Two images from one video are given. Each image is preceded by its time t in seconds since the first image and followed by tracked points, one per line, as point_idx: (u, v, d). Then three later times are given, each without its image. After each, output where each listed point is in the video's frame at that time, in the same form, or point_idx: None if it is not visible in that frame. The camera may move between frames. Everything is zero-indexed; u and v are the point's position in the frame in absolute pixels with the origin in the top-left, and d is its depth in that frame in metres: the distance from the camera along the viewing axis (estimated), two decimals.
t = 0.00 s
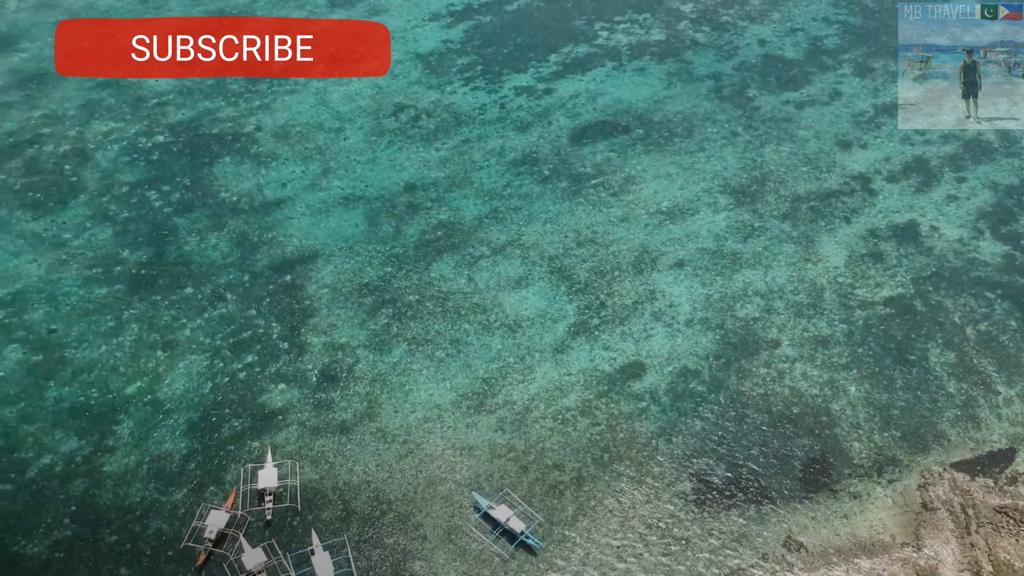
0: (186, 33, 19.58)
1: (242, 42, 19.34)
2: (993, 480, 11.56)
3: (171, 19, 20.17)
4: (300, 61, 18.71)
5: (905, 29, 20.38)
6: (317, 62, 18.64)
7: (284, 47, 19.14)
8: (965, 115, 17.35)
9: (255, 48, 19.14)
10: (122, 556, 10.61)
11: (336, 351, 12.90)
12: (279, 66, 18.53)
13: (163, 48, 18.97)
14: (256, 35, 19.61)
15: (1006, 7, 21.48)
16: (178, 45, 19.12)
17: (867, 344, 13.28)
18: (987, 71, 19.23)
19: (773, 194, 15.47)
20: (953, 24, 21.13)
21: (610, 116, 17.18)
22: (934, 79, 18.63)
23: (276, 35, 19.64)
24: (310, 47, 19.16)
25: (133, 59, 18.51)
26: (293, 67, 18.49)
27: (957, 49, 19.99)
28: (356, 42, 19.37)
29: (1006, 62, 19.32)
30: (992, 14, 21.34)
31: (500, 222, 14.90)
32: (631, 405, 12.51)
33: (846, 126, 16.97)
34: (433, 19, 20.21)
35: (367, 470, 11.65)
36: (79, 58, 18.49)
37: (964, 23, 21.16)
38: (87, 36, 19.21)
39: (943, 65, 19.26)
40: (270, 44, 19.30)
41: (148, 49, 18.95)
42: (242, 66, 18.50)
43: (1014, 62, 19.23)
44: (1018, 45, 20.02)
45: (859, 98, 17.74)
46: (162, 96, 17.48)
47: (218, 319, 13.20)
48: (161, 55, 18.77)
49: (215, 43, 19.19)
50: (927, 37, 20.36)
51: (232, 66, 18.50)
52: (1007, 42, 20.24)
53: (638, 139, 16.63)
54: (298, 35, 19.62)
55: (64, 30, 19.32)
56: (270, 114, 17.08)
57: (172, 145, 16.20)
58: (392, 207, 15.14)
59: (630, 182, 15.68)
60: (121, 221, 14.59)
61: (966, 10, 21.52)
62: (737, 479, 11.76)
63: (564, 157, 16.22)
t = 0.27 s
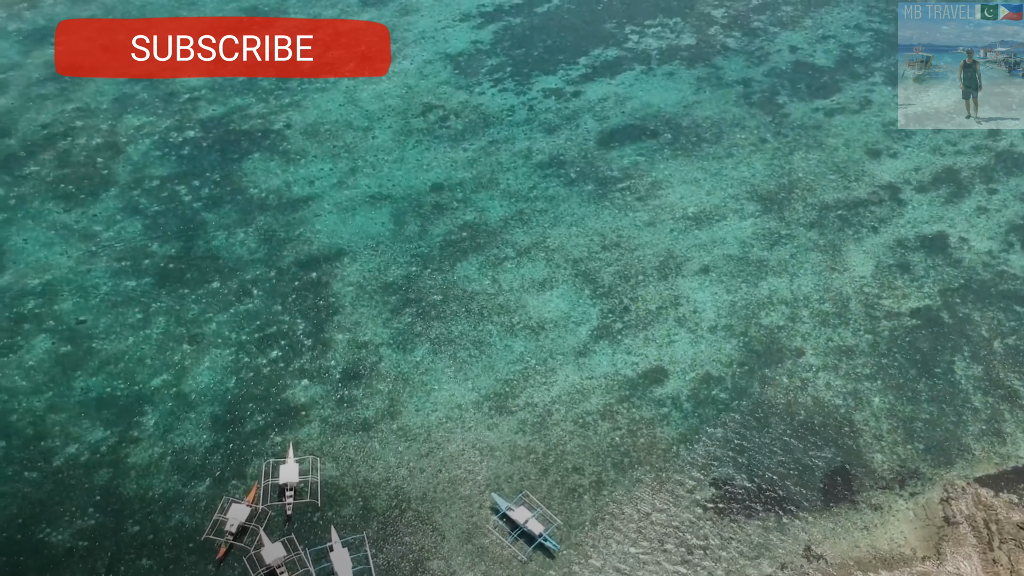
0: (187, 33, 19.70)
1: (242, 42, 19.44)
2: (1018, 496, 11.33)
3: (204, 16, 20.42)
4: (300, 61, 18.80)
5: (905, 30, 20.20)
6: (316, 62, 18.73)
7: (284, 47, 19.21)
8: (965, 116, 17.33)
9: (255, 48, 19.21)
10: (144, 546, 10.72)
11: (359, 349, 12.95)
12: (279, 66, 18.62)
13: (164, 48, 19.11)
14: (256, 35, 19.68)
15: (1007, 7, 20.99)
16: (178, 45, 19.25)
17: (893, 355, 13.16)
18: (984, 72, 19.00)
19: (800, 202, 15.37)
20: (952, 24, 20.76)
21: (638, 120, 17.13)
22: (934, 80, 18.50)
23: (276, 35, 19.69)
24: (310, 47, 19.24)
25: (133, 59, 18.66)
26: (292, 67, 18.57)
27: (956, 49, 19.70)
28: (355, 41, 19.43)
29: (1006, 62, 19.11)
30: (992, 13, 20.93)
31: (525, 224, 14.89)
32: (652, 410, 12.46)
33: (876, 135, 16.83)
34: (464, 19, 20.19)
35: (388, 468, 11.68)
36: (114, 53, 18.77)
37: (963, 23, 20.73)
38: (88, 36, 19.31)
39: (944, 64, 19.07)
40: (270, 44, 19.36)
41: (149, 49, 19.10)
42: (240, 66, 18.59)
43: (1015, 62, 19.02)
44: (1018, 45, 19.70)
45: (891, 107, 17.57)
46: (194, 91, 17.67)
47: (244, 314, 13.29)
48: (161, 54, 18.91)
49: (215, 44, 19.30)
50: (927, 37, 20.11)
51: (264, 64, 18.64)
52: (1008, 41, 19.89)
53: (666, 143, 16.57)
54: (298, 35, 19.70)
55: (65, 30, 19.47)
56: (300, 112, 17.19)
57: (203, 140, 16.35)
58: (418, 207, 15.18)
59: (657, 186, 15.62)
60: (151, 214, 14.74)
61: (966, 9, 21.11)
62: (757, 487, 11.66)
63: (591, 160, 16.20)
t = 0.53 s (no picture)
0: (186, 33, 19.64)
1: (242, 42, 19.37)
2: None
3: (237, 13, 20.57)
4: (300, 61, 18.81)
5: (906, 30, 20.39)
6: (316, 62, 18.75)
7: (284, 47, 19.19)
8: (965, 115, 17.40)
9: (255, 48, 19.15)
10: (165, 537, 10.81)
11: (383, 347, 13.00)
12: (279, 66, 18.62)
13: (164, 49, 19.05)
14: (256, 35, 19.63)
15: (1007, 7, 21.31)
16: (178, 45, 19.19)
17: (918, 367, 13.01)
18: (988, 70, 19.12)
19: (828, 210, 15.26)
20: (953, 24, 20.98)
21: (667, 124, 17.07)
22: (933, 79, 18.62)
23: (276, 35, 19.65)
24: (310, 47, 19.25)
25: (133, 59, 18.59)
26: (293, 67, 18.57)
27: (956, 48, 19.92)
28: (355, 42, 19.45)
29: (1006, 62, 19.12)
30: (993, 14, 21.16)
31: (551, 227, 14.89)
32: (674, 417, 12.40)
33: (907, 144, 16.68)
34: (494, 21, 20.18)
35: (408, 466, 11.71)
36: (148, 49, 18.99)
37: (963, 23, 20.98)
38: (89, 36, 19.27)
39: (943, 64, 19.22)
40: (270, 44, 19.32)
41: (148, 49, 19.03)
42: (241, 66, 18.56)
43: (1015, 62, 19.00)
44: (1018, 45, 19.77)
45: (922, 116, 17.39)
46: (225, 87, 17.81)
47: (270, 310, 13.37)
48: (161, 55, 18.85)
49: (215, 44, 19.24)
50: (928, 37, 20.31)
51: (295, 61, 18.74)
52: (1007, 41, 20.01)
53: (694, 149, 16.50)
54: (298, 35, 19.67)
55: (63, 31, 19.34)
56: (329, 110, 17.28)
57: (233, 136, 16.48)
58: (445, 207, 15.22)
59: (684, 192, 15.55)
60: (180, 209, 14.88)
61: (967, 10, 21.35)
62: (778, 496, 11.56)
63: (618, 164, 16.16)
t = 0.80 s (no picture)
0: (186, 33, 19.61)
1: (242, 42, 19.35)
2: None
3: (270, 9, 20.66)
4: (299, 61, 18.75)
5: (906, 30, 20.45)
6: (316, 62, 18.68)
7: (284, 47, 19.14)
8: (965, 115, 17.48)
9: (255, 48, 19.13)
10: (187, 530, 10.91)
11: (406, 346, 13.04)
12: (279, 66, 18.55)
13: (164, 49, 19.04)
14: (256, 35, 19.60)
15: (1007, 7, 21.37)
16: (179, 45, 19.17)
17: (944, 380, 12.87)
18: (986, 71, 19.19)
19: (856, 220, 15.14)
20: (953, 23, 21.04)
21: (695, 129, 16.99)
22: (933, 79, 18.69)
23: (276, 35, 19.61)
24: (310, 47, 19.18)
25: (133, 59, 18.60)
26: (294, 68, 18.50)
27: (956, 49, 20.00)
28: (354, 42, 19.38)
29: (1006, 62, 19.26)
30: (992, 14, 21.24)
31: (576, 230, 14.87)
32: (696, 423, 12.34)
33: (938, 154, 16.51)
34: (525, 22, 20.14)
35: (428, 466, 11.73)
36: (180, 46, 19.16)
37: (963, 23, 21.03)
38: (88, 36, 19.19)
39: (943, 64, 19.29)
40: (270, 44, 19.28)
41: (149, 49, 19.03)
42: (240, 66, 18.52)
43: (1014, 62, 19.16)
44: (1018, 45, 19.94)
45: (954, 126, 17.20)
46: (256, 84, 17.93)
47: (296, 306, 13.45)
48: (161, 55, 18.85)
49: (215, 44, 19.21)
50: (928, 37, 20.37)
51: (325, 59, 18.80)
52: (1007, 42, 20.15)
53: (722, 154, 16.41)
54: (298, 35, 19.61)
55: (63, 30, 19.35)
56: (359, 109, 17.35)
57: (263, 133, 16.59)
58: (470, 208, 15.24)
59: (711, 198, 15.48)
60: (209, 204, 15.00)
61: (966, 10, 21.39)
62: (798, 506, 11.49)
63: (645, 168, 16.12)
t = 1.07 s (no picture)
0: (185, 33, 19.57)
1: (242, 42, 19.34)
2: None
3: (302, 7, 20.77)
4: (300, 61, 18.77)
5: (906, 30, 20.42)
6: (317, 62, 18.71)
7: (284, 47, 19.16)
8: (965, 116, 17.54)
9: (255, 48, 19.13)
10: (208, 522, 10.99)
11: (429, 346, 13.07)
12: (280, 66, 18.55)
13: (164, 49, 18.97)
14: (256, 35, 19.61)
15: (1007, 7, 21.34)
16: (178, 45, 19.12)
17: (970, 394, 12.71)
18: (986, 71, 19.14)
19: (884, 229, 15.01)
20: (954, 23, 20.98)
21: (724, 135, 16.90)
22: (934, 79, 18.73)
23: (276, 35, 19.63)
24: (310, 47, 19.21)
25: (133, 59, 18.53)
26: (295, 67, 18.53)
27: (957, 48, 19.95)
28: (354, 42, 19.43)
29: (1006, 62, 19.26)
30: (993, 14, 21.20)
31: (602, 233, 14.85)
32: (717, 430, 12.28)
33: (969, 165, 16.34)
34: (555, 25, 20.09)
35: (449, 465, 11.75)
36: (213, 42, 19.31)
37: (964, 22, 20.97)
38: (86, 35, 19.13)
39: (944, 64, 19.30)
40: (270, 44, 19.30)
41: (148, 49, 18.96)
42: (241, 66, 18.51)
43: (1014, 62, 19.17)
44: (1018, 45, 19.91)
45: (987, 137, 16.99)
46: (287, 82, 18.03)
47: (321, 303, 13.52)
48: (161, 55, 18.78)
49: (215, 44, 19.19)
50: (929, 37, 20.32)
51: (356, 57, 18.86)
52: (1007, 42, 20.11)
53: (751, 161, 16.32)
54: (298, 36, 19.63)
55: (61, 30, 19.25)
56: (388, 108, 17.40)
57: (292, 130, 16.68)
58: (496, 209, 15.26)
59: (738, 204, 15.40)
60: (238, 200, 15.12)
61: (967, 9, 21.34)
62: (819, 516, 11.39)
63: (672, 173, 16.06)
